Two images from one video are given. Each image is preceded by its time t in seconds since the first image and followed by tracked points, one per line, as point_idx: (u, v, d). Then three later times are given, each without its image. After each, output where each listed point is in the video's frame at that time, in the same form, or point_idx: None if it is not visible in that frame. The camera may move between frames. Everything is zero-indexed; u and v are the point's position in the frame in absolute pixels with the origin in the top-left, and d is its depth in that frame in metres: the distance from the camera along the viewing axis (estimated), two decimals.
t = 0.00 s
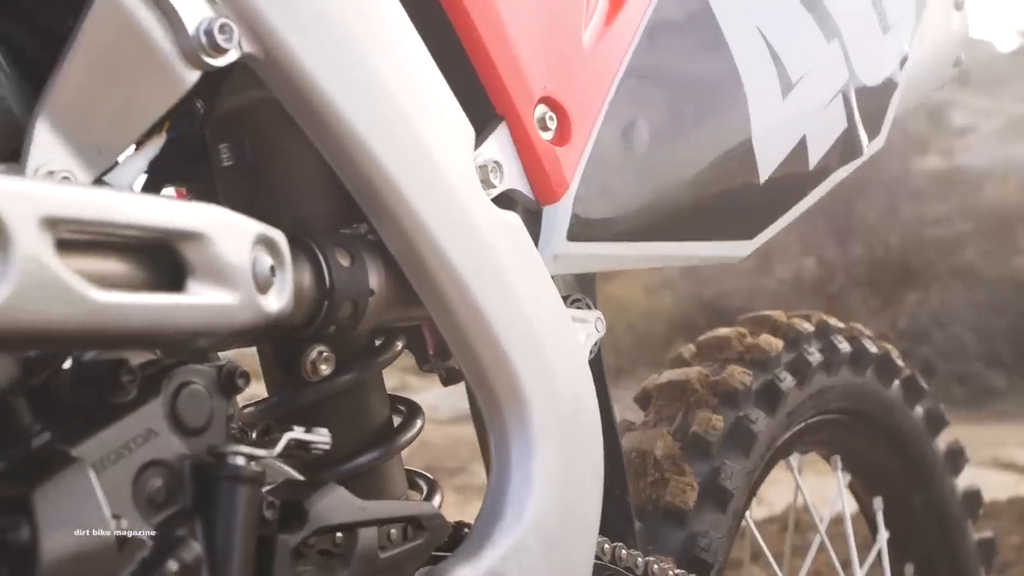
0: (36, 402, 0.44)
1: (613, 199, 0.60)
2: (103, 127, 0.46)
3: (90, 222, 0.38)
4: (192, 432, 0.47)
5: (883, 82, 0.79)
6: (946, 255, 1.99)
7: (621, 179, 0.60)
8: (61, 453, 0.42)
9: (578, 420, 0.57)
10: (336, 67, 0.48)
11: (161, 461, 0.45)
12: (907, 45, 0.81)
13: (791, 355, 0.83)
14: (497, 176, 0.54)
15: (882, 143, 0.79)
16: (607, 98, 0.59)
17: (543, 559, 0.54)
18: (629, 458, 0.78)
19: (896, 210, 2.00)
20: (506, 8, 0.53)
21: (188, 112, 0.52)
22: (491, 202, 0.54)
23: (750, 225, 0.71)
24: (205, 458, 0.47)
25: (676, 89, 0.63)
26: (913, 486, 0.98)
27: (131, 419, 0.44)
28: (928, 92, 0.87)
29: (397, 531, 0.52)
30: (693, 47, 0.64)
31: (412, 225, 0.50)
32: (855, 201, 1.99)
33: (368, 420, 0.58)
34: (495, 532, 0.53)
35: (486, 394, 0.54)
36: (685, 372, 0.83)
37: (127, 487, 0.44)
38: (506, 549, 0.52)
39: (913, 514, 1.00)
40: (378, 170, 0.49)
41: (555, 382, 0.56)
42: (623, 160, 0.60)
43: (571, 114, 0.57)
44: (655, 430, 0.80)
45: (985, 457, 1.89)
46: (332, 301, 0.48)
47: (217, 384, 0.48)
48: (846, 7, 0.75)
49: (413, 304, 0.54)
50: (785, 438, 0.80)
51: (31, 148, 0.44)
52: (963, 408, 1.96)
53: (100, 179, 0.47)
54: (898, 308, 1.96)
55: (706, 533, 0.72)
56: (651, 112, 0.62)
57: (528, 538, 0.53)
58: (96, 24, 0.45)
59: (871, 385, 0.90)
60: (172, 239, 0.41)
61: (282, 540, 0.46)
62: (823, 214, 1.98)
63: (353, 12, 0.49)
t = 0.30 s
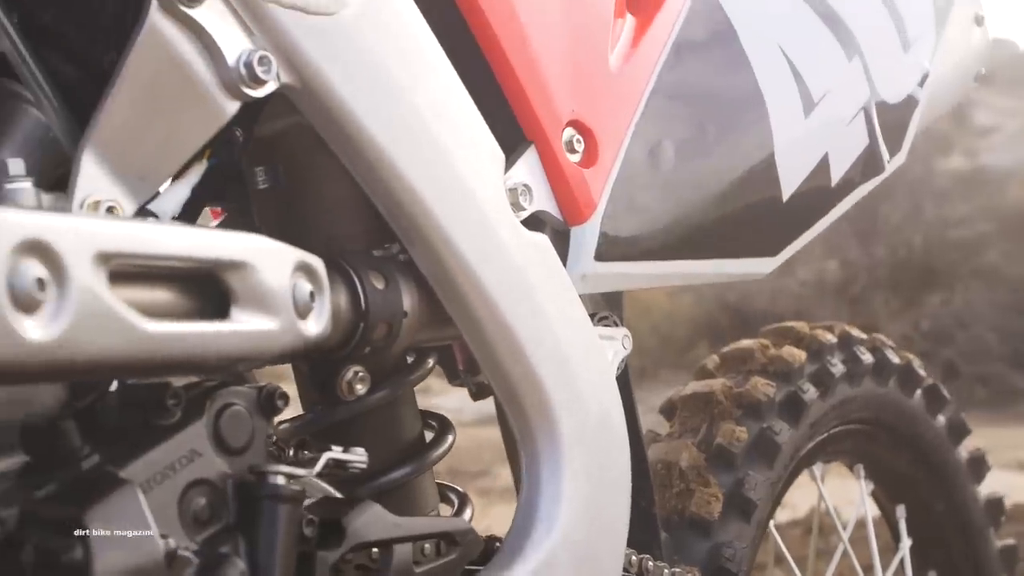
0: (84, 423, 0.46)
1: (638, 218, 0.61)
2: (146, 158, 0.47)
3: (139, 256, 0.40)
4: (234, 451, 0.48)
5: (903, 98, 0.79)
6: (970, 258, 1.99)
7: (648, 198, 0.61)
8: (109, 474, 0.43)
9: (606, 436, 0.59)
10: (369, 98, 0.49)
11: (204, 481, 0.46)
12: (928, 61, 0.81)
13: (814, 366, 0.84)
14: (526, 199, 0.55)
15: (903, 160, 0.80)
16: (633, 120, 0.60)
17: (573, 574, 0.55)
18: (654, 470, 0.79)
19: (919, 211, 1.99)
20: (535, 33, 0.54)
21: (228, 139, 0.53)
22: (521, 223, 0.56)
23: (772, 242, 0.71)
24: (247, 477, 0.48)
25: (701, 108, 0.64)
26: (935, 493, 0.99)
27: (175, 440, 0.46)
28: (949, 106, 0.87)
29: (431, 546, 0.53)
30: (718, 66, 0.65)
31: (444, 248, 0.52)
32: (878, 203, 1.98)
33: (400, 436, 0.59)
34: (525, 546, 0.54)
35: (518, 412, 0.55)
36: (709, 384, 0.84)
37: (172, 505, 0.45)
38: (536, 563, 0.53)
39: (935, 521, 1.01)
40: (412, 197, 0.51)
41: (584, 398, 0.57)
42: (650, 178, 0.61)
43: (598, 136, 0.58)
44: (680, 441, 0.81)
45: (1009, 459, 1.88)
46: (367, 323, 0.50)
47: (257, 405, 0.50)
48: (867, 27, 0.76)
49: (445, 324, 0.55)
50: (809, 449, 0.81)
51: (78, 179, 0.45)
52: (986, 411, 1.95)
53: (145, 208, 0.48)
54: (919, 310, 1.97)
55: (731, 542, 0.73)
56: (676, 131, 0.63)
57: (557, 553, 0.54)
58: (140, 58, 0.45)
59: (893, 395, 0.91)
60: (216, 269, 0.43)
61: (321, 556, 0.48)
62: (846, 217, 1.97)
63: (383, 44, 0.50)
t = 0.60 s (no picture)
0: (131, 446, 0.47)
1: (664, 238, 0.62)
2: (187, 187, 0.48)
3: (186, 289, 0.41)
4: (277, 471, 0.50)
5: (926, 114, 0.79)
6: (997, 259, 1.96)
7: (673, 218, 0.63)
8: (158, 497, 0.45)
9: (635, 454, 0.60)
10: (405, 130, 0.51)
11: (248, 501, 0.48)
12: (950, 77, 0.81)
13: (839, 378, 0.85)
14: (556, 223, 0.57)
15: (927, 176, 0.79)
16: (659, 142, 0.63)
17: None
18: (682, 481, 0.80)
19: (944, 211, 1.97)
20: (563, 59, 0.57)
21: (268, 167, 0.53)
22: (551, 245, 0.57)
23: (795, 259, 0.72)
24: (288, 496, 0.50)
25: (725, 127, 0.66)
26: (961, 502, 0.99)
27: (218, 462, 0.47)
28: (971, 121, 0.87)
29: (465, 562, 0.55)
30: (744, 83, 0.67)
31: (478, 273, 0.53)
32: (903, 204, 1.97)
33: (433, 451, 0.61)
34: (556, 561, 0.55)
35: (549, 431, 0.57)
36: (735, 395, 0.85)
37: (217, 525, 0.47)
38: None
39: (961, 529, 1.01)
40: (448, 225, 0.52)
41: (612, 417, 0.59)
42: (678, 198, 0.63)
43: (626, 160, 0.60)
44: (707, 453, 0.82)
45: None
46: (402, 346, 0.51)
47: (297, 425, 0.51)
48: (891, 46, 0.76)
49: (478, 345, 0.57)
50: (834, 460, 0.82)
51: (124, 210, 0.46)
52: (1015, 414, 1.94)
53: (186, 234, 0.49)
54: (945, 311, 1.96)
55: (756, 553, 0.74)
56: (703, 153, 0.65)
57: (588, 568, 0.56)
58: (183, 94, 0.46)
59: (917, 405, 0.92)
60: (261, 299, 0.44)
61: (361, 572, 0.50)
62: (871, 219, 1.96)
63: (417, 76, 0.52)
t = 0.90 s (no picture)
0: (177, 467, 0.49)
1: (689, 260, 0.64)
2: (231, 217, 0.49)
3: (232, 320, 0.43)
4: (315, 491, 0.51)
5: (949, 134, 0.79)
6: None
7: (698, 241, 0.64)
8: (202, 518, 0.47)
9: (664, 471, 0.62)
10: (439, 159, 0.52)
11: (288, 521, 0.50)
12: (973, 97, 0.81)
13: (863, 391, 0.86)
14: (585, 246, 0.58)
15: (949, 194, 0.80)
16: (687, 166, 0.64)
17: None
18: (709, 494, 0.81)
19: (970, 214, 1.94)
20: (592, 87, 0.58)
21: (307, 198, 0.55)
22: (580, 268, 0.59)
23: (819, 278, 0.73)
24: (327, 516, 0.51)
25: (750, 147, 0.67)
26: (987, 513, 0.99)
27: (259, 484, 0.49)
28: (994, 137, 0.87)
29: None
30: (770, 105, 0.68)
31: (510, 298, 0.54)
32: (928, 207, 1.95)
33: (465, 468, 0.62)
34: None
35: (579, 450, 0.58)
36: (761, 410, 0.86)
37: (259, 544, 0.48)
38: None
39: (987, 540, 1.01)
40: (481, 251, 0.53)
41: (641, 435, 0.60)
42: (702, 221, 0.65)
43: (654, 184, 0.61)
44: (734, 467, 0.83)
45: None
46: (436, 368, 0.52)
47: (336, 447, 0.53)
48: (914, 65, 0.77)
49: (510, 365, 0.58)
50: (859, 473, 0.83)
51: (168, 240, 0.47)
52: None
53: (229, 262, 0.50)
54: (971, 315, 1.94)
55: (782, 566, 0.75)
56: (727, 175, 0.66)
57: None
58: (224, 126, 0.48)
59: (941, 417, 0.92)
60: (303, 328, 0.46)
61: None
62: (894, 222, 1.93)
63: (451, 105, 0.53)
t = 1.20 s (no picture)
0: (221, 487, 0.51)
1: (716, 278, 0.65)
2: (271, 243, 0.51)
3: (275, 347, 0.44)
4: (353, 509, 0.53)
5: (971, 150, 0.80)
6: None
7: (725, 259, 0.65)
8: (245, 536, 0.48)
9: (692, 486, 0.63)
10: (472, 184, 0.53)
11: (327, 538, 0.51)
12: (995, 113, 0.82)
13: (888, 402, 0.86)
14: (615, 266, 0.59)
15: (972, 209, 0.81)
16: (713, 185, 0.65)
17: None
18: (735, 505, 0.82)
19: (998, 215, 1.91)
20: (620, 111, 0.59)
21: (343, 223, 0.57)
22: (609, 287, 0.60)
23: (844, 294, 0.74)
24: (366, 533, 0.53)
25: (775, 166, 0.68)
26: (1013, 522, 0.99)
27: (298, 504, 0.50)
28: (1015, 152, 0.88)
29: None
30: (794, 124, 0.70)
31: (542, 319, 0.55)
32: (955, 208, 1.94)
33: (497, 483, 0.63)
34: None
35: (609, 467, 0.60)
36: (786, 421, 0.87)
37: (300, 562, 0.50)
38: None
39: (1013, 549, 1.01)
40: (512, 274, 0.54)
41: (669, 451, 0.61)
42: (729, 239, 0.66)
43: (681, 204, 0.62)
44: (760, 478, 0.84)
45: None
46: (470, 388, 0.54)
47: (373, 465, 0.54)
48: (936, 82, 0.77)
49: (541, 383, 0.59)
50: (883, 484, 0.84)
51: (210, 266, 0.49)
52: None
53: (269, 286, 0.52)
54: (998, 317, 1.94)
55: None
56: (753, 193, 0.67)
57: None
58: (263, 156, 0.49)
59: (966, 426, 0.93)
60: (343, 353, 0.47)
61: None
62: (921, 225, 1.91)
63: (484, 131, 0.54)
